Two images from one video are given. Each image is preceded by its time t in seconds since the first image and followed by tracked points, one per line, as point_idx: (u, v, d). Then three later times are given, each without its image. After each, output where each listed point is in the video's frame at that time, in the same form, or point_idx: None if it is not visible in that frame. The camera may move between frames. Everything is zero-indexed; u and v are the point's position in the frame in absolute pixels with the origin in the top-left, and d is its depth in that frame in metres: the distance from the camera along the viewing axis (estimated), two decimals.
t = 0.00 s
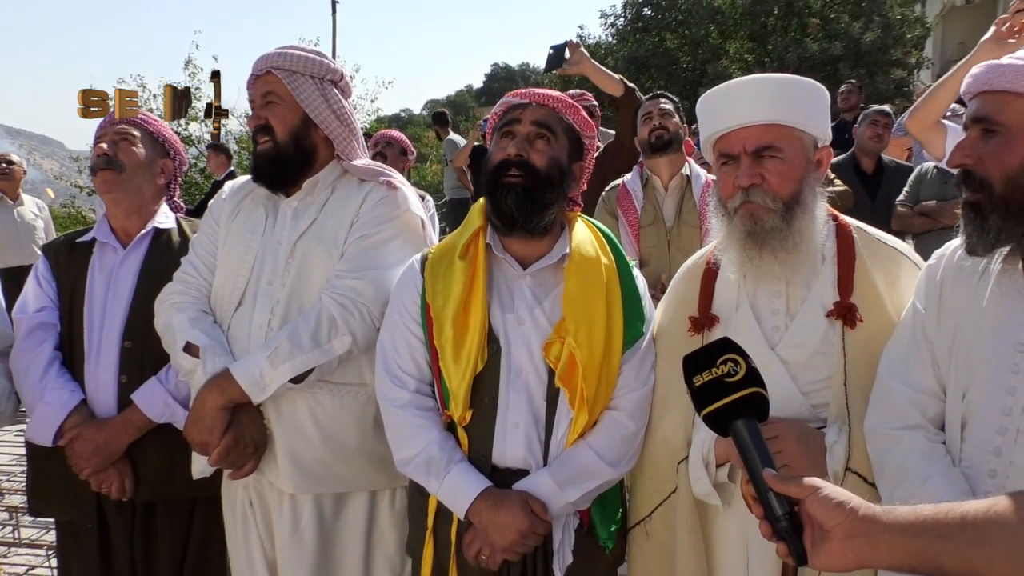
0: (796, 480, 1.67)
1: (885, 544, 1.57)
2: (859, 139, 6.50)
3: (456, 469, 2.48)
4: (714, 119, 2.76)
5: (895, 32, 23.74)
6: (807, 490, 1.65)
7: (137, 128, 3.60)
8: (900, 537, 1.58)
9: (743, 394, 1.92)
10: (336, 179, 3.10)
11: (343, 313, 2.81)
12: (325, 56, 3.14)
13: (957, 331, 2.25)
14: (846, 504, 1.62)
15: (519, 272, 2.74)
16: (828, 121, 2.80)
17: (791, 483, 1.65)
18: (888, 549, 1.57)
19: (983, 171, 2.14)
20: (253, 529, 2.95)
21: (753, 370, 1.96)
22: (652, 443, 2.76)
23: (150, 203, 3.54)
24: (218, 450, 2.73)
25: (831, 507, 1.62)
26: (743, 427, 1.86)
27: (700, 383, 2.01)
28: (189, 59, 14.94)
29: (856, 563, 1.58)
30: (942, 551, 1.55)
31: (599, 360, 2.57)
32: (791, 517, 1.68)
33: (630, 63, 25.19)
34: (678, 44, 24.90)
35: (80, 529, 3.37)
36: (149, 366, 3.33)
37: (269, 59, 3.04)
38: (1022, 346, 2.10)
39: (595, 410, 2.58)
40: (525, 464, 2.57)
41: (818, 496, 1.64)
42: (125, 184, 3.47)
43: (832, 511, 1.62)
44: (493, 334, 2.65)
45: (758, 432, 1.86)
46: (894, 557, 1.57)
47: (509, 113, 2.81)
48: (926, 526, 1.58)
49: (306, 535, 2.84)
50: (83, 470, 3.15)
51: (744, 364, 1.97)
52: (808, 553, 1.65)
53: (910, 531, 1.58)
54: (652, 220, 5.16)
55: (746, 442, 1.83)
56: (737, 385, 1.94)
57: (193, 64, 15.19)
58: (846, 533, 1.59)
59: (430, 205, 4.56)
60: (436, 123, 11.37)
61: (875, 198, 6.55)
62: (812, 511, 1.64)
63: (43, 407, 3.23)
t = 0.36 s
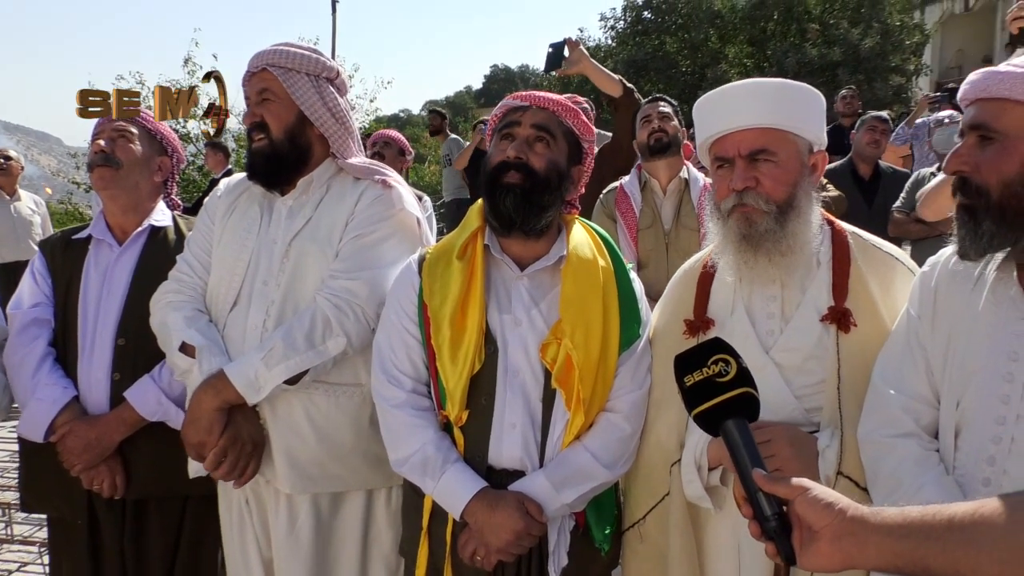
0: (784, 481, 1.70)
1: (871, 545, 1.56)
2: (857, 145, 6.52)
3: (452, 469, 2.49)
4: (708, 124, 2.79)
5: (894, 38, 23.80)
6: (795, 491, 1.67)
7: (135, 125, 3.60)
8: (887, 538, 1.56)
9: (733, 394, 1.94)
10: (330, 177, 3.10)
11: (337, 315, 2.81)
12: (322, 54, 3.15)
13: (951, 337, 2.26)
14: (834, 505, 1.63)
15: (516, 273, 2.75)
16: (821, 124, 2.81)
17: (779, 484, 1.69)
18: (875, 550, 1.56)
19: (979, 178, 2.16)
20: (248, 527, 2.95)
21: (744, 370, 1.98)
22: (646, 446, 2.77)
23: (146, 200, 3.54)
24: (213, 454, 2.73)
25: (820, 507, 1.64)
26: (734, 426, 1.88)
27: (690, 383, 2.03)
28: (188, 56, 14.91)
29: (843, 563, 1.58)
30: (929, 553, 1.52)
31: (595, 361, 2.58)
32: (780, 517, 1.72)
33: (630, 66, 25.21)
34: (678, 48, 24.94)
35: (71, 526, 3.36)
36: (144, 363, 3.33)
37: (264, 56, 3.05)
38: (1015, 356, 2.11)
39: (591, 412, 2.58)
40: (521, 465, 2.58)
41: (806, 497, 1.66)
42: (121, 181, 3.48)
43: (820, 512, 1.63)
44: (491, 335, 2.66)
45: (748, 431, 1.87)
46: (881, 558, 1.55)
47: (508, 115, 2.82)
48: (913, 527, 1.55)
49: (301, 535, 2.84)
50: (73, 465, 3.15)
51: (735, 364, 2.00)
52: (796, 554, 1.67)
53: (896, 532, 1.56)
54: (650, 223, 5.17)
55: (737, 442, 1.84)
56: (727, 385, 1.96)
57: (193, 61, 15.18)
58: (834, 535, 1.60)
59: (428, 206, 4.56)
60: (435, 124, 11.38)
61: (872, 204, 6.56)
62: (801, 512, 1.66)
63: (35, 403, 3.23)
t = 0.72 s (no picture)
0: (782, 478, 1.68)
1: (870, 543, 1.56)
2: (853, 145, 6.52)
3: (446, 466, 2.47)
4: (707, 119, 2.79)
5: (891, 39, 23.82)
6: (795, 489, 1.65)
7: (129, 123, 3.58)
8: (885, 536, 1.56)
9: (732, 391, 1.93)
10: (325, 177, 3.09)
11: (335, 317, 2.80)
12: (318, 54, 3.14)
13: (948, 334, 2.25)
14: (833, 503, 1.62)
15: (512, 268, 2.74)
16: (818, 122, 2.81)
17: (777, 482, 1.67)
18: (873, 549, 1.56)
19: (983, 176, 2.15)
20: (244, 526, 2.94)
21: (743, 367, 1.97)
22: (642, 444, 2.77)
23: (141, 198, 3.52)
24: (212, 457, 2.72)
25: (819, 505, 1.62)
26: (732, 424, 1.86)
27: (689, 381, 2.01)
28: (186, 55, 14.87)
29: (841, 561, 1.57)
30: (927, 551, 1.53)
31: (590, 357, 2.56)
32: (778, 515, 1.70)
33: (628, 66, 25.18)
34: (676, 48, 24.95)
35: (67, 526, 3.35)
36: (140, 363, 3.32)
37: (261, 54, 3.03)
38: (1014, 355, 2.10)
39: (587, 408, 2.57)
40: (516, 462, 2.56)
41: (805, 495, 1.64)
42: (115, 179, 3.45)
43: (819, 510, 1.62)
44: (486, 331, 2.65)
45: (747, 430, 1.86)
46: (879, 556, 1.55)
47: (506, 110, 2.83)
48: (912, 526, 1.56)
49: (296, 535, 2.83)
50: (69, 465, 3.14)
51: (734, 361, 1.98)
52: (794, 551, 1.66)
53: (895, 531, 1.56)
54: (646, 222, 5.15)
55: (736, 440, 1.83)
56: (726, 382, 1.95)
57: (190, 60, 15.11)
58: (832, 533, 1.59)
59: (425, 205, 4.55)
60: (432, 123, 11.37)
61: (869, 204, 6.56)
62: (799, 509, 1.64)
63: (30, 403, 3.22)
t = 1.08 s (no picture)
0: (779, 481, 1.66)
1: (868, 547, 1.58)
2: (846, 145, 6.53)
3: (439, 467, 2.46)
4: (704, 113, 2.77)
5: (882, 39, 23.89)
6: (791, 492, 1.64)
7: (123, 123, 3.54)
8: (883, 540, 1.58)
9: (731, 395, 1.90)
10: (321, 176, 3.07)
11: (327, 310, 2.78)
12: (318, 54, 3.12)
13: (940, 334, 2.24)
14: (829, 507, 1.63)
15: (507, 270, 2.72)
16: (816, 121, 2.79)
17: (774, 486, 1.65)
18: (871, 552, 1.58)
19: (989, 171, 2.16)
20: (234, 528, 2.91)
21: (739, 372, 1.95)
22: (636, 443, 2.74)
23: (135, 199, 3.48)
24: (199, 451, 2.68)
25: (815, 509, 1.62)
26: (729, 427, 1.85)
27: (686, 385, 2.00)
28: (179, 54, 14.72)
29: (839, 565, 1.58)
30: (925, 553, 1.55)
31: (585, 359, 2.55)
32: (776, 518, 1.68)
33: (620, 65, 25.18)
34: (668, 47, 24.96)
35: (62, 527, 3.34)
36: (133, 363, 3.28)
37: (261, 54, 3.01)
38: (1009, 351, 2.10)
39: (581, 410, 2.56)
40: (509, 463, 2.55)
41: (802, 500, 1.63)
42: (109, 179, 3.42)
43: (816, 514, 1.62)
44: (479, 331, 2.63)
45: (744, 433, 1.85)
46: (876, 559, 1.57)
47: (499, 111, 2.80)
48: (910, 529, 1.57)
49: (289, 536, 2.81)
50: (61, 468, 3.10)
51: (730, 365, 1.96)
52: (792, 555, 1.65)
53: (893, 534, 1.57)
54: (640, 222, 5.14)
55: (732, 443, 1.82)
56: (723, 386, 1.93)
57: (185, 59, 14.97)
58: (829, 536, 1.60)
59: (419, 205, 4.53)
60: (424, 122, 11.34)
61: (861, 203, 6.56)
62: (796, 513, 1.64)
63: (24, 405, 3.19)
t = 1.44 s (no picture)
0: (773, 480, 1.70)
1: (863, 545, 1.58)
2: (838, 143, 6.55)
3: (433, 466, 2.45)
4: (720, 106, 2.75)
5: (873, 37, 23.97)
6: (787, 491, 1.67)
7: (119, 122, 3.51)
8: (879, 539, 1.57)
9: (723, 395, 1.93)
10: (316, 174, 3.05)
11: (323, 308, 2.77)
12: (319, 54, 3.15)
13: (937, 332, 2.25)
14: (824, 506, 1.64)
15: (499, 268, 2.72)
16: (829, 121, 2.80)
17: (770, 485, 1.69)
18: (866, 550, 1.57)
19: (977, 169, 2.16)
20: (231, 526, 2.91)
21: (734, 372, 1.96)
22: (636, 439, 2.76)
23: (130, 198, 3.47)
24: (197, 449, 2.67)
25: (810, 508, 1.64)
26: (723, 427, 1.87)
27: (680, 384, 1.99)
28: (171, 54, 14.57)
29: (834, 563, 1.58)
30: (919, 552, 1.54)
31: (579, 355, 2.55)
32: (770, 517, 1.71)
33: (612, 64, 25.18)
34: (660, 47, 24.99)
35: (52, 527, 3.29)
36: (127, 362, 3.27)
37: (266, 48, 3.01)
38: (1003, 348, 2.11)
39: (575, 409, 2.56)
40: (503, 462, 2.55)
41: (798, 499, 1.66)
42: (104, 178, 3.40)
43: (810, 513, 1.64)
44: (471, 331, 2.62)
45: (738, 432, 1.88)
46: (872, 558, 1.57)
47: (485, 116, 2.75)
48: (906, 527, 1.57)
49: (284, 535, 2.80)
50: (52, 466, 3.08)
51: (724, 365, 1.97)
52: (786, 554, 1.67)
53: (889, 533, 1.57)
54: (637, 218, 5.15)
55: (727, 444, 1.84)
56: (716, 385, 1.94)
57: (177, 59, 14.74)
58: (824, 535, 1.61)
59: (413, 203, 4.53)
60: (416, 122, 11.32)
61: (853, 202, 6.58)
62: (791, 512, 1.66)
63: (14, 401, 3.16)
